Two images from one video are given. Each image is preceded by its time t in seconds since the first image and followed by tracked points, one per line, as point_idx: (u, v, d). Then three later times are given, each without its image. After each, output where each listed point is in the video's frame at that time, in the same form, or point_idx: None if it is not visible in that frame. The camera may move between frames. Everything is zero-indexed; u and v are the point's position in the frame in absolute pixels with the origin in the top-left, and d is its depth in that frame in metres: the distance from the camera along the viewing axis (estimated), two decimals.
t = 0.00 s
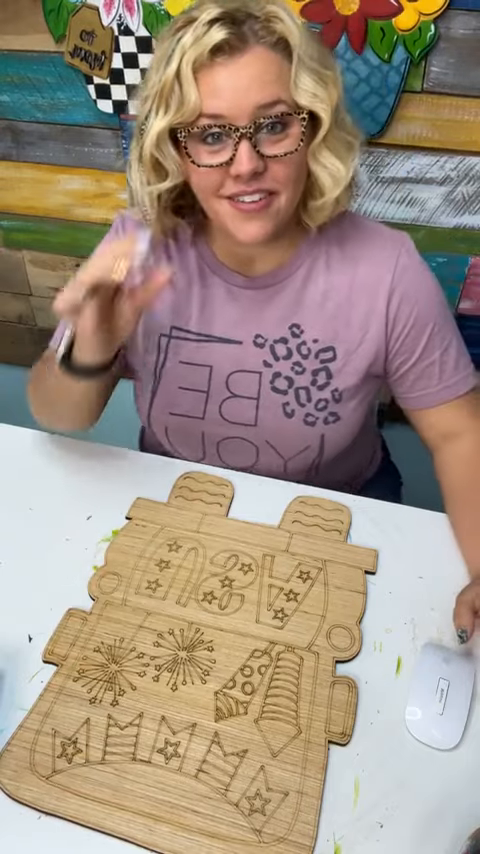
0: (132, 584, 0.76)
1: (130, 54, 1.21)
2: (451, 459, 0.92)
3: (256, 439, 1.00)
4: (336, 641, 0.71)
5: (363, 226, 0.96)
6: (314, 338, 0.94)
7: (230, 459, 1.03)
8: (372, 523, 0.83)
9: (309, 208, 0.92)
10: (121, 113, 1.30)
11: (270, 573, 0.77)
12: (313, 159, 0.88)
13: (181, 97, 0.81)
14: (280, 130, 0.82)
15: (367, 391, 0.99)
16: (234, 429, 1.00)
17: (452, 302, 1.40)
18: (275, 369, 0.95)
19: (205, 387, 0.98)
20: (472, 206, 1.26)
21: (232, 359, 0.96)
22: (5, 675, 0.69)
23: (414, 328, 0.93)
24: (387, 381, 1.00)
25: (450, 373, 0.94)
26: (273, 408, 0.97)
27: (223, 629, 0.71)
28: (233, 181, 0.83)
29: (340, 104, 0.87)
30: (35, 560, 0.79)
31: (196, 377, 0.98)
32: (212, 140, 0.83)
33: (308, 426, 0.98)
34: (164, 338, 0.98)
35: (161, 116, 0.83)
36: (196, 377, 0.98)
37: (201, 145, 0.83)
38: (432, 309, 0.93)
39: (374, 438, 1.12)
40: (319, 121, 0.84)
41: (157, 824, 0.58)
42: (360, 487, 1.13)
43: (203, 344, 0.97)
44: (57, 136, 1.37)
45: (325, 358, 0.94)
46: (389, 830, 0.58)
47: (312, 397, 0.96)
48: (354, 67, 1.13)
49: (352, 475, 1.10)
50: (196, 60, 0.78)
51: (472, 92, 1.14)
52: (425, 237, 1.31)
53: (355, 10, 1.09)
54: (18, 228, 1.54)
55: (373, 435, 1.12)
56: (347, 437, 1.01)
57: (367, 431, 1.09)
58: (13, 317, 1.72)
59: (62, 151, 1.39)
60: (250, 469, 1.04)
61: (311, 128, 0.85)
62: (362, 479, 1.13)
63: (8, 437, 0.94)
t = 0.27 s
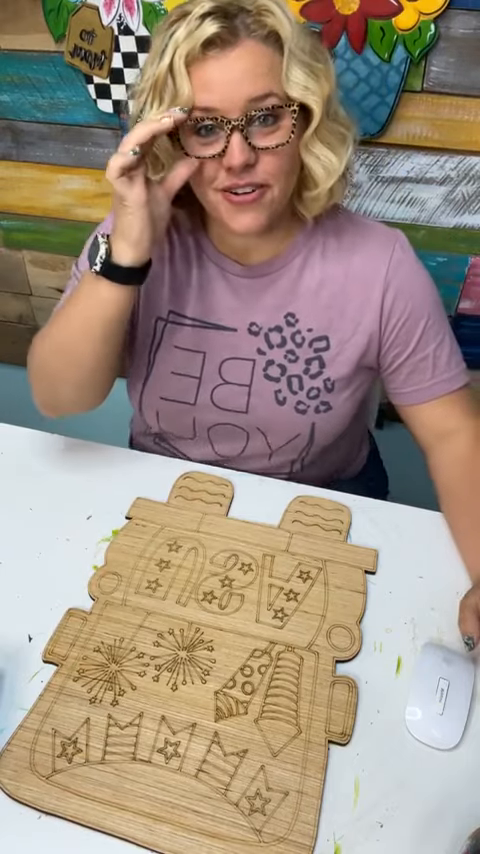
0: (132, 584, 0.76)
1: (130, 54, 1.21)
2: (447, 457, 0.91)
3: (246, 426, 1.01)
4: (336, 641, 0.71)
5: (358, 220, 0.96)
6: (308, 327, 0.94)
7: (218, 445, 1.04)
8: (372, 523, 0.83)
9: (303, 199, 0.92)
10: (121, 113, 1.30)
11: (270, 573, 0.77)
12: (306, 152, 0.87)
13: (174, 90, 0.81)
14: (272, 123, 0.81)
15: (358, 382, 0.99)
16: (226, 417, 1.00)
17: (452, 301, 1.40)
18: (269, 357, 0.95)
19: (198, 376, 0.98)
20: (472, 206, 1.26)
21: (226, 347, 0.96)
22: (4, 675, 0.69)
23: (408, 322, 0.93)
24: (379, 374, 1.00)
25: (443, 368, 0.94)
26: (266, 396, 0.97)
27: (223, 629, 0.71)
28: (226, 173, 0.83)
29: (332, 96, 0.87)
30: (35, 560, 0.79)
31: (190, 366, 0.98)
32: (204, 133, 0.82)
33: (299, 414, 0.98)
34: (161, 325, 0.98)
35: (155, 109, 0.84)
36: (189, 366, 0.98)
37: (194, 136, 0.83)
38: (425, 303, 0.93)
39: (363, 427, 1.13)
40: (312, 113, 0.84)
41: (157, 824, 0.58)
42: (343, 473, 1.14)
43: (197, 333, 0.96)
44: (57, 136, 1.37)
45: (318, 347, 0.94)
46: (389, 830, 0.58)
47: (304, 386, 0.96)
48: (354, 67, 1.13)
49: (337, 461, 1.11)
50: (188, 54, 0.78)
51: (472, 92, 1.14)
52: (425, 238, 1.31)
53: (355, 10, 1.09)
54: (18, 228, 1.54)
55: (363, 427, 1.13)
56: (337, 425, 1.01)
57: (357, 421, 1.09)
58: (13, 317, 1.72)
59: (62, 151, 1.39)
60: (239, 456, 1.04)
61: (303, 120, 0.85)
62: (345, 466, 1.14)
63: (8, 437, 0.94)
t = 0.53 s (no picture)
0: (132, 584, 0.76)
1: (130, 54, 1.21)
2: (448, 458, 0.91)
3: (249, 431, 1.00)
4: (336, 641, 0.71)
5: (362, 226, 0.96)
6: (311, 332, 0.94)
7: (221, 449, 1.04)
8: (372, 523, 0.83)
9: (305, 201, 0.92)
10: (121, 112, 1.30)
11: (270, 573, 0.77)
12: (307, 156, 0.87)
13: (174, 99, 0.82)
14: (271, 128, 0.82)
15: (361, 388, 0.99)
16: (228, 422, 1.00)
17: (452, 301, 1.40)
18: (271, 362, 0.95)
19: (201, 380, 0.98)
20: (472, 206, 1.26)
21: (228, 351, 0.96)
22: (4, 675, 0.69)
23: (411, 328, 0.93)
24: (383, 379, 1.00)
25: (447, 374, 0.93)
26: (267, 401, 0.97)
27: (223, 629, 0.71)
28: (227, 181, 0.83)
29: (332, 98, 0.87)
30: (35, 560, 0.79)
31: (193, 370, 0.98)
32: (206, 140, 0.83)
33: (300, 419, 0.98)
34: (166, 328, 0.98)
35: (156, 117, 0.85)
36: (193, 370, 0.98)
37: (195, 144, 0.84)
38: (429, 308, 0.92)
39: (371, 437, 1.12)
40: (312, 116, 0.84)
41: (157, 824, 0.58)
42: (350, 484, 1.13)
43: (201, 336, 0.96)
44: (57, 136, 1.37)
45: (320, 352, 0.94)
46: (389, 830, 0.58)
47: (306, 391, 0.96)
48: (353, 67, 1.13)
49: (342, 471, 1.10)
50: (186, 64, 0.79)
51: (472, 92, 1.14)
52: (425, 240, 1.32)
53: (355, 10, 1.09)
54: (18, 228, 1.54)
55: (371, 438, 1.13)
56: (341, 432, 1.01)
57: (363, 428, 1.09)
58: (13, 317, 1.72)
59: (62, 151, 1.39)
60: (243, 460, 1.04)
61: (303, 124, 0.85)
62: (353, 477, 1.13)
63: (8, 437, 0.94)
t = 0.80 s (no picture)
0: (132, 584, 0.76)
1: (130, 54, 1.21)
2: (455, 461, 0.92)
3: (267, 442, 1.00)
4: (336, 641, 0.71)
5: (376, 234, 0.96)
6: (327, 343, 0.94)
7: (240, 462, 1.03)
8: (372, 523, 0.83)
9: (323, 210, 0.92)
10: (121, 113, 1.30)
11: (270, 573, 0.77)
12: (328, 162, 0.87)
13: (193, 101, 0.81)
14: (292, 134, 0.81)
15: (378, 397, 0.99)
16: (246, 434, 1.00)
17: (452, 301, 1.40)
18: (287, 374, 0.95)
19: (217, 391, 0.98)
20: (472, 206, 1.26)
21: (244, 363, 0.96)
22: (4, 675, 0.69)
23: (429, 334, 0.93)
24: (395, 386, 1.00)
25: (463, 379, 0.94)
26: (285, 413, 0.97)
27: (223, 629, 0.71)
28: (246, 185, 0.82)
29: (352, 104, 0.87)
30: (35, 560, 0.79)
31: (209, 382, 0.98)
32: (224, 145, 0.82)
33: (320, 431, 0.98)
34: (176, 346, 0.98)
35: (173, 120, 0.83)
36: (208, 381, 0.98)
37: (213, 149, 0.83)
38: (446, 314, 0.93)
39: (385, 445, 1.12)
40: (333, 122, 0.84)
41: (157, 824, 0.58)
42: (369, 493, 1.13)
43: (213, 350, 0.96)
44: (57, 136, 1.37)
45: (338, 363, 0.94)
46: (389, 830, 0.58)
47: (324, 402, 0.96)
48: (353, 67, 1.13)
49: (360, 481, 1.10)
50: (208, 64, 0.78)
51: (472, 92, 1.14)
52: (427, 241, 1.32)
53: (355, 10, 1.09)
54: (18, 228, 1.54)
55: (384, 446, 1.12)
56: (359, 442, 1.01)
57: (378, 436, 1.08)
58: (13, 317, 1.72)
59: (63, 151, 1.39)
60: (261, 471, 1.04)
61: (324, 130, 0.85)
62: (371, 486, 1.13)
63: (8, 438, 0.94)
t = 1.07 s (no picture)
0: (132, 584, 0.76)
1: (130, 54, 1.21)
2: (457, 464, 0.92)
3: (268, 455, 1.01)
4: (336, 641, 0.71)
5: (376, 246, 0.96)
6: (325, 359, 0.94)
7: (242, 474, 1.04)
8: (372, 523, 0.83)
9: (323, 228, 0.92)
10: (121, 113, 1.30)
11: (270, 573, 0.77)
12: (332, 183, 0.88)
13: (203, 104, 0.80)
14: (301, 148, 0.81)
15: (379, 409, 0.99)
16: (246, 448, 1.01)
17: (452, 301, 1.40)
18: (286, 390, 0.95)
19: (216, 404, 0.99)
20: (472, 206, 1.26)
21: (243, 379, 0.96)
22: (4, 675, 0.69)
23: (431, 346, 0.93)
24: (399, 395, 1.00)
25: (467, 389, 0.94)
26: (285, 428, 0.98)
27: (223, 629, 0.71)
28: (249, 196, 0.82)
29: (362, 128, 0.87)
30: (35, 560, 0.79)
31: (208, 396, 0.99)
32: (230, 154, 0.82)
33: (321, 445, 0.99)
34: (173, 362, 0.99)
35: (180, 121, 0.82)
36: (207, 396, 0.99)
37: (219, 155, 0.82)
38: (447, 325, 0.92)
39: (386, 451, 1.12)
40: (342, 143, 0.85)
41: (157, 824, 0.58)
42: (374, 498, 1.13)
43: (211, 367, 0.97)
44: (57, 136, 1.37)
45: (337, 378, 0.95)
46: (389, 830, 0.58)
47: (324, 417, 0.97)
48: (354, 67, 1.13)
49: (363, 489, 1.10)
50: (223, 67, 0.77)
51: (472, 92, 1.14)
52: (426, 241, 1.32)
53: (355, 10, 1.09)
54: (18, 228, 1.54)
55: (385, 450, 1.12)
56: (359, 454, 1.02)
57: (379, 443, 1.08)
58: (13, 318, 1.72)
59: (63, 151, 1.39)
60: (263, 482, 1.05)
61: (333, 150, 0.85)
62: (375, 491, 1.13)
63: (8, 438, 0.94)
